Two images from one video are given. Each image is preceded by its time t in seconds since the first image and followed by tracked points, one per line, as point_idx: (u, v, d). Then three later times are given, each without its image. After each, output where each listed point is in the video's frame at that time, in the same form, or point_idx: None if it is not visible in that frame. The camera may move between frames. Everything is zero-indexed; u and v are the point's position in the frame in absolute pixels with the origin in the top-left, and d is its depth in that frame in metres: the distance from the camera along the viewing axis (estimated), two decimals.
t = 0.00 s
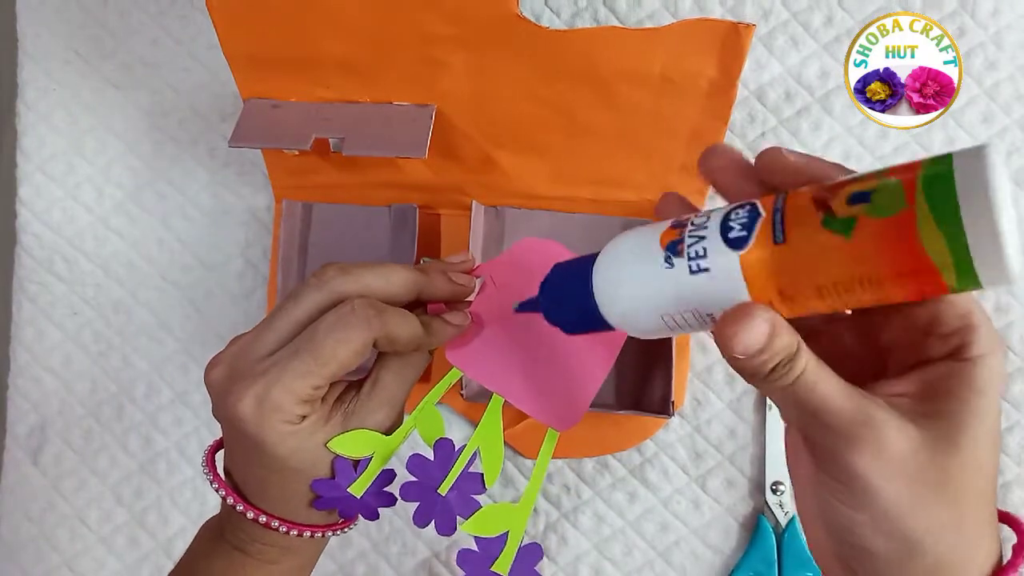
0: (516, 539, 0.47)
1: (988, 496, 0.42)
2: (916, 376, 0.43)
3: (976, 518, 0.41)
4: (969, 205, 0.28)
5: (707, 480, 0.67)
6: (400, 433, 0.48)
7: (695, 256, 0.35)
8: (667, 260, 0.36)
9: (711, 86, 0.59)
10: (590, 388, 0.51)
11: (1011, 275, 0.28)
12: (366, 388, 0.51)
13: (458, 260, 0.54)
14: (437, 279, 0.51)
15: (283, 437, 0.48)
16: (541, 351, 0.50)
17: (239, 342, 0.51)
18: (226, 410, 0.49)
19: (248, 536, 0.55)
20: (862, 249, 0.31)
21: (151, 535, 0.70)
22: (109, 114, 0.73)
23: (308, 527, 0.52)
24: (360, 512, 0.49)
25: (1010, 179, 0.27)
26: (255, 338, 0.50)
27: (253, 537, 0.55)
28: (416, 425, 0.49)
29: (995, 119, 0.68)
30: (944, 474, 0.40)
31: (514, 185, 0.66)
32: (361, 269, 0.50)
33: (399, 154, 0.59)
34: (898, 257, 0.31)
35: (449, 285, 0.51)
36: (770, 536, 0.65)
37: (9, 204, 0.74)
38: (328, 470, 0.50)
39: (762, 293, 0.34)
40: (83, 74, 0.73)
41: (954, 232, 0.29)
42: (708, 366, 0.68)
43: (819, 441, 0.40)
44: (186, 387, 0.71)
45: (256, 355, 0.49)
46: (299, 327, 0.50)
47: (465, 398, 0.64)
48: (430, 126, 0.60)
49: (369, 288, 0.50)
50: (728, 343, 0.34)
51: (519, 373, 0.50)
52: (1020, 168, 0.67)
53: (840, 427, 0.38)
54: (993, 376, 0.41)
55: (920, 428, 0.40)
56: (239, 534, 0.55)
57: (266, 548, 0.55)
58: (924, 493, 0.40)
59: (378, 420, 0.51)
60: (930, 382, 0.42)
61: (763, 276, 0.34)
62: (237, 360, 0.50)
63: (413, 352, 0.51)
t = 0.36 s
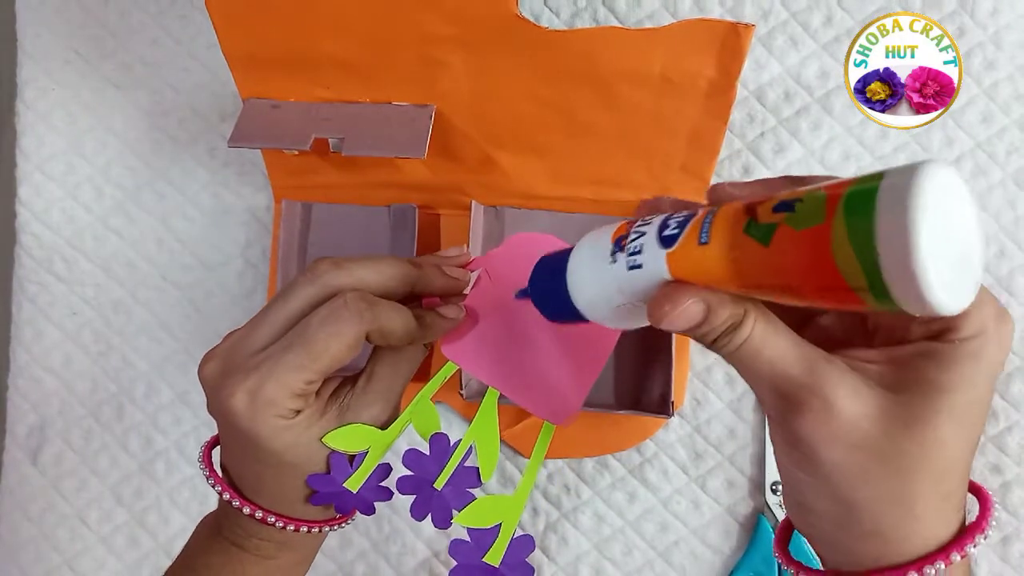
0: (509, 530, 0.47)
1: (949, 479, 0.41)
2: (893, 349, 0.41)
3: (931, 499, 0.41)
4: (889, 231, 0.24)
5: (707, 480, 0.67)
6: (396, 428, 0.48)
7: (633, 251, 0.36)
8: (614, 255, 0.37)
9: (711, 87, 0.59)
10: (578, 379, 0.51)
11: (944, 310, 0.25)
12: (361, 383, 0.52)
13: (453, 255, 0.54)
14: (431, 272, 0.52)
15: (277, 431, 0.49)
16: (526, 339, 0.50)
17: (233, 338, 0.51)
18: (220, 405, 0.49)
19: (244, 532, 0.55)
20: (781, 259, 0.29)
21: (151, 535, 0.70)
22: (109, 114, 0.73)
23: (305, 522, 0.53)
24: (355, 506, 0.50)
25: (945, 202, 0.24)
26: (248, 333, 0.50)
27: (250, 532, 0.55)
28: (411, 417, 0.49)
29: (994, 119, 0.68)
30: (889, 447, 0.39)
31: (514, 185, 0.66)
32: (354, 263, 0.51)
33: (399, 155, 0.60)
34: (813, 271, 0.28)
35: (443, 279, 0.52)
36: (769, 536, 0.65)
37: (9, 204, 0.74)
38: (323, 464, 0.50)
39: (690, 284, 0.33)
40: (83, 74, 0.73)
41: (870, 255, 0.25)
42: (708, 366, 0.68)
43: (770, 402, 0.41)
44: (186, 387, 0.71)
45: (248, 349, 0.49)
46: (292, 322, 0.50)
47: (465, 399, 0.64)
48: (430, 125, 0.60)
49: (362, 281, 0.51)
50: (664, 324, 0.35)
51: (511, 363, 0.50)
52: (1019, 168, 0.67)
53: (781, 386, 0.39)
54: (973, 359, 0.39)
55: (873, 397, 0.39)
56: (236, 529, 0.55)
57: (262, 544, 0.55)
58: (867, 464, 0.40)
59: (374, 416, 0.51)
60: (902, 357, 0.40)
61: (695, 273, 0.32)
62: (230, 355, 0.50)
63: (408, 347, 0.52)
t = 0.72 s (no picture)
0: (503, 530, 0.47)
1: (945, 506, 0.37)
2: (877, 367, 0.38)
3: (928, 527, 0.37)
4: (847, 260, 0.22)
5: (707, 480, 0.67)
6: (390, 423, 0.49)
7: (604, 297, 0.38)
8: (587, 296, 0.40)
9: (711, 86, 0.59)
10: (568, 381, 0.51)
11: (913, 342, 0.23)
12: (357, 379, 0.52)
13: (448, 249, 0.55)
14: (427, 266, 0.53)
15: (271, 428, 0.48)
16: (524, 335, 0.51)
17: (227, 334, 0.51)
18: (213, 402, 0.49)
19: (243, 529, 0.55)
20: (743, 299, 0.27)
21: (151, 535, 0.70)
22: (109, 114, 0.73)
23: (303, 519, 0.53)
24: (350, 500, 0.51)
25: (907, 231, 0.22)
26: (242, 330, 0.50)
27: (248, 530, 0.55)
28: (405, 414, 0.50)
29: (994, 119, 0.68)
30: (876, 469, 0.36)
31: (514, 185, 0.66)
32: (347, 258, 0.51)
33: (399, 154, 0.60)
34: (774, 307, 0.26)
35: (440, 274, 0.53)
36: (769, 536, 0.65)
37: (9, 204, 0.74)
38: (319, 462, 0.50)
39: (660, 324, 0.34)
40: (82, 74, 0.73)
41: (828, 287, 0.23)
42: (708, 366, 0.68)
43: (752, 425, 0.38)
44: (186, 387, 0.71)
45: (240, 347, 0.49)
46: (286, 318, 0.49)
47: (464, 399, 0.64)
48: (430, 125, 0.61)
49: (356, 276, 0.51)
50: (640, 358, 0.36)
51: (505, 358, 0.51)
52: (1019, 168, 0.67)
53: (762, 410, 0.37)
54: (956, 376, 0.36)
55: (854, 415, 0.37)
56: (236, 526, 0.55)
57: (262, 540, 0.55)
58: (860, 488, 0.37)
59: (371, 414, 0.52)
60: (886, 374, 0.37)
61: (664, 311, 0.33)
62: (224, 352, 0.50)
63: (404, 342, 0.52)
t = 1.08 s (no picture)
0: (510, 538, 0.46)
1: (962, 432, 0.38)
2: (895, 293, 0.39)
3: (944, 454, 0.38)
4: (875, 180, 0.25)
5: (707, 480, 0.67)
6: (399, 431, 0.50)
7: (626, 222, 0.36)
8: (603, 221, 0.38)
9: (712, 86, 0.59)
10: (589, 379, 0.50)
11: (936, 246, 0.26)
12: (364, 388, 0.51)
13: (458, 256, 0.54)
14: (436, 274, 0.52)
15: (279, 436, 0.48)
16: (538, 337, 0.50)
17: (235, 340, 0.51)
18: (222, 411, 0.49)
19: (249, 534, 0.55)
20: (768, 209, 0.31)
21: (152, 535, 0.70)
22: (109, 114, 0.73)
23: (310, 525, 0.52)
24: (357, 510, 0.51)
25: (931, 160, 0.24)
26: (251, 336, 0.50)
27: (255, 535, 0.54)
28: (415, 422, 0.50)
29: (995, 119, 0.68)
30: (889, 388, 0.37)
31: (514, 185, 0.65)
32: (356, 265, 0.50)
33: (400, 155, 0.59)
34: (803, 218, 0.29)
35: (449, 281, 0.51)
36: (770, 536, 0.66)
37: (9, 204, 0.74)
38: (326, 470, 0.50)
39: (686, 243, 0.35)
40: (82, 74, 0.73)
41: (856, 203, 0.26)
42: (709, 366, 0.68)
43: (772, 350, 0.40)
44: (186, 387, 0.71)
45: (248, 354, 0.49)
46: (294, 325, 0.49)
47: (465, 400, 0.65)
48: (430, 125, 0.60)
49: (365, 283, 0.50)
50: (661, 281, 0.36)
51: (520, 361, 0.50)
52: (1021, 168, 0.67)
53: (780, 330, 0.38)
54: (976, 299, 0.36)
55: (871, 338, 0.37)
56: (244, 531, 0.55)
57: (269, 547, 0.55)
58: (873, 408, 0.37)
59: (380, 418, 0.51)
60: (904, 301, 0.38)
61: (690, 231, 0.34)
62: (232, 359, 0.50)
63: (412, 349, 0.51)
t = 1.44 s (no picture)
0: (495, 527, 0.48)
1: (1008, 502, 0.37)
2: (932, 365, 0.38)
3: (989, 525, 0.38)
4: (919, 265, 0.24)
5: (706, 479, 0.67)
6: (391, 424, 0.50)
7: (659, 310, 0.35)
8: (637, 306, 0.39)
9: (711, 86, 0.59)
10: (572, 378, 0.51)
11: (981, 327, 0.24)
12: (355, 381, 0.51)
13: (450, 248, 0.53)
14: (425, 267, 0.51)
15: (269, 430, 0.48)
16: (524, 330, 0.51)
17: (226, 334, 0.51)
18: (211, 404, 0.49)
19: (243, 530, 0.55)
20: (807, 295, 0.29)
21: (151, 535, 0.70)
22: (108, 114, 0.73)
23: (302, 520, 0.52)
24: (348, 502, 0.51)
25: (972, 225, 0.23)
26: (240, 330, 0.50)
27: (248, 531, 0.55)
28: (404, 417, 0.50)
29: (994, 119, 0.68)
30: (931, 464, 0.37)
31: (514, 186, 0.65)
32: (344, 258, 0.50)
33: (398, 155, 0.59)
34: (846, 302, 0.27)
35: (437, 274, 0.51)
36: (769, 535, 0.66)
37: (10, 204, 0.74)
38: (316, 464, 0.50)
39: (720, 327, 0.34)
40: (82, 74, 0.73)
41: (900, 280, 0.25)
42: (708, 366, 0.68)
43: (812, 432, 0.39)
44: (186, 387, 0.71)
45: (237, 348, 0.49)
46: (283, 318, 0.49)
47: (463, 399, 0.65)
48: (430, 125, 0.60)
49: (354, 276, 0.50)
50: (696, 366, 0.35)
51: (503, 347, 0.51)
52: (1020, 168, 0.67)
53: (823, 416, 0.38)
54: (1014, 369, 0.36)
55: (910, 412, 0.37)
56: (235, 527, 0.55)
57: (262, 541, 0.55)
58: (918, 480, 0.37)
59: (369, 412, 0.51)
60: (944, 372, 0.38)
61: (718, 316, 0.34)
62: (221, 353, 0.50)
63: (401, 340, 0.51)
